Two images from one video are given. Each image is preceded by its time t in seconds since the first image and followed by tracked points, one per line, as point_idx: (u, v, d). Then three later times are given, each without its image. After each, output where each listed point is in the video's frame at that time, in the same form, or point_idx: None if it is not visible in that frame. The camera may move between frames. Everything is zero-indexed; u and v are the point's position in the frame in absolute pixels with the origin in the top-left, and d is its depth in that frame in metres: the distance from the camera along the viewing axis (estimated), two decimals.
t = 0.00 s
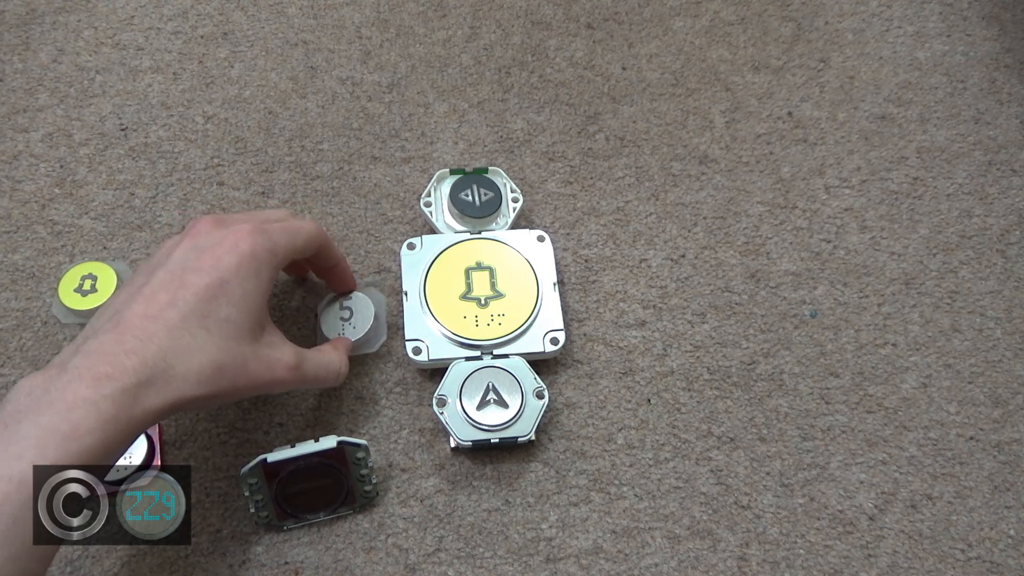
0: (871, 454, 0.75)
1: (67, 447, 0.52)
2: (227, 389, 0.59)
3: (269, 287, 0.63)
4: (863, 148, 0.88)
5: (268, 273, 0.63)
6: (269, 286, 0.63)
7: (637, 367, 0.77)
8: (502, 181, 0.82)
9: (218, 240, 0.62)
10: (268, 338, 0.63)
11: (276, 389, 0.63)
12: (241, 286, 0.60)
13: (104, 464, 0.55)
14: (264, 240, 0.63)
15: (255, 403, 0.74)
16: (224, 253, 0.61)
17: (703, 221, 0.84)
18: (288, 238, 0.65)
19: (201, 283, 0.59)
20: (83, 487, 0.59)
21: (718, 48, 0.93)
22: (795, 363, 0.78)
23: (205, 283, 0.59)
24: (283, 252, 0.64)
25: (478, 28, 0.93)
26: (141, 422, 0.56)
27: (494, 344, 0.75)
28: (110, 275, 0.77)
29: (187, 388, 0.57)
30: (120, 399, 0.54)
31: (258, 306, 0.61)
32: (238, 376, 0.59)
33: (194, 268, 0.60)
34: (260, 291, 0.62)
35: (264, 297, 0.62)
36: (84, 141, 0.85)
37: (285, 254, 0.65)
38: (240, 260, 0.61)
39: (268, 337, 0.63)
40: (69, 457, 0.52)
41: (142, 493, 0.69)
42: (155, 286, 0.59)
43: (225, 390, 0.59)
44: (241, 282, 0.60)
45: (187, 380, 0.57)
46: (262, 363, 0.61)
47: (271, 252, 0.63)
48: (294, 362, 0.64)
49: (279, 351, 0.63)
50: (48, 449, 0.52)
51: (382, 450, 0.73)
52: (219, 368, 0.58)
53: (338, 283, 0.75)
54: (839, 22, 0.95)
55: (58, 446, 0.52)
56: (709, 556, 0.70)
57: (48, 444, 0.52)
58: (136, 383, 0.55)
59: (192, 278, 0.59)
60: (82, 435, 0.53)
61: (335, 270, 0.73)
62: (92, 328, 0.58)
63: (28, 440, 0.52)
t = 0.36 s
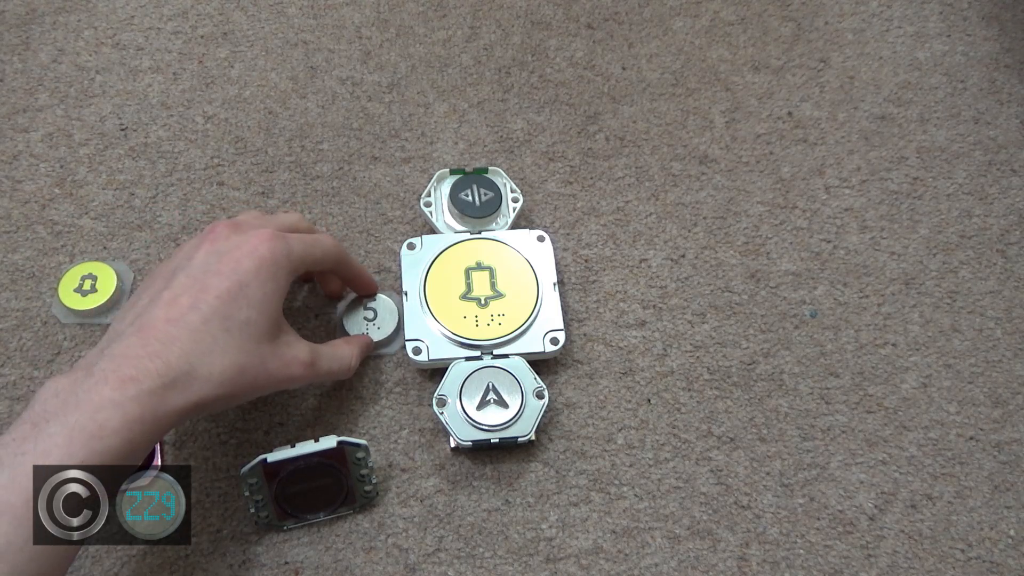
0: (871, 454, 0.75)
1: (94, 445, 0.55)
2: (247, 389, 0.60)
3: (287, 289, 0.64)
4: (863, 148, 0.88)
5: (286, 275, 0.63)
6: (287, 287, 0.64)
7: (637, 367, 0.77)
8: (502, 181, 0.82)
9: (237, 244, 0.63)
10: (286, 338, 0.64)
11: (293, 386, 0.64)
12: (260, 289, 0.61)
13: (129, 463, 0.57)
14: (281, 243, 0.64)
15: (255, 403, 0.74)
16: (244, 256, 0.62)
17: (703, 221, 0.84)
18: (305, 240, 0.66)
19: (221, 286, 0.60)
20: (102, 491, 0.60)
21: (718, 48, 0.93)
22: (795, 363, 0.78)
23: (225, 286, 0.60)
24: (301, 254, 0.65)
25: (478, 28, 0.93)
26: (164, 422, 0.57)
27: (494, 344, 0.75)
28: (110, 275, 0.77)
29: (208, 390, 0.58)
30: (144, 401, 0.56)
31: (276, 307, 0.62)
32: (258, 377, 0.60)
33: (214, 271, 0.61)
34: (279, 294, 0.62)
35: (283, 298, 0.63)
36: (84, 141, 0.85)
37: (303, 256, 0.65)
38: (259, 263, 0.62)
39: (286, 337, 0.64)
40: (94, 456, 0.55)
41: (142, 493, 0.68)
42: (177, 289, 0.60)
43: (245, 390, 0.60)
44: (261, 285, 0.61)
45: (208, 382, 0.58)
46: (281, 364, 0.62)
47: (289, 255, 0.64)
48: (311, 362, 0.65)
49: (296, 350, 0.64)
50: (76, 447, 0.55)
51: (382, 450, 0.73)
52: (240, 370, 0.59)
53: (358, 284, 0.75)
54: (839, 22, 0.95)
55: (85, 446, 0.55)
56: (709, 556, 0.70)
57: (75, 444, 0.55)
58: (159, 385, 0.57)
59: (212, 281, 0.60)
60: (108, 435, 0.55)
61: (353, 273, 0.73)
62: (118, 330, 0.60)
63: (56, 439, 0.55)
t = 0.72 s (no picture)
0: (871, 454, 0.75)
1: (99, 444, 0.55)
2: (252, 386, 0.61)
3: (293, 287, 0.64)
4: (863, 148, 0.88)
5: (292, 273, 0.63)
6: (292, 285, 0.64)
7: (637, 367, 0.77)
8: (502, 181, 0.82)
9: (242, 243, 0.63)
10: (291, 335, 0.64)
11: (298, 383, 0.65)
12: (265, 287, 0.61)
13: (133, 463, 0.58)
14: (286, 241, 0.63)
15: (255, 403, 0.74)
16: (249, 255, 0.62)
17: (703, 221, 0.84)
18: (310, 238, 0.66)
19: (226, 285, 0.60)
20: (102, 491, 0.59)
21: (718, 48, 0.93)
22: (795, 363, 0.78)
23: (230, 285, 0.60)
24: (306, 253, 0.65)
25: (478, 28, 0.93)
26: (169, 421, 0.58)
27: (494, 344, 0.74)
28: (110, 275, 0.78)
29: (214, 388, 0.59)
30: (150, 399, 0.57)
31: (281, 306, 0.62)
32: (263, 374, 0.61)
33: (219, 271, 0.61)
34: (284, 292, 0.62)
35: (288, 296, 0.63)
36: (84, 141, 0.85)
37: (309, 254, 0.65)
38: (264, 262, 0.62)
39: (290, 334, 0.64)
40: (98, 455, 0.55)
41: (142, 493, 0.69)
42: (182, 289, 0.61)
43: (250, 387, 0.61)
44: (266, 284, 0.61)
45: (213, 380, 0.58)
46: (285, 360, 0.62)
47: (295, 254, 0.64)
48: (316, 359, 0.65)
49: (301, 347, 0.64)
50: (81, 445, 0.55)
51: (382, 450, 0.73)
52: (245, 367, 0.59)
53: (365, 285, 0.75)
54: (839, 22, 0.95)
55: (90, 444, 0.55)
56: (710, 556, 0.70)
57: (80, 442, 0.55)
58: (165, 384, 0.57)
59: (217, 281, 0.60)
60: (114, 434, 0.56)
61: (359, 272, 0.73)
62: (125, 330, 0.61)
63: (61, 438, 0.55)
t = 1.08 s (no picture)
0: (871, 454, 0.75)
1: (102, 444, 0.55)
2: (254, 385, 0.61)
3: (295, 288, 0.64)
4: (863, 148, 0.88)
5: (295, 274, 0.63)
6: (295, 285, 0.64)
7: (637, 367, 0.77)
8: (502, 181, 0.82)
9: (245, 244, 0.63)
10: (293, 335, 0.64)
11: (301, 382, 0.65)
12: (267, 287, 0.61)
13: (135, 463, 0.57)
14: (289, 241, 0.63)
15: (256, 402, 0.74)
16: (251, 256, 0.62)
17: (703, 221, 0.84)
18: (313, 239, 0.66)
19: (228, 286, 0.60)
20: (102, 491, 0.59)
21: (718, 48, 0.93)
22: (795, 363, 0.78)
23: (232, 286, 0.60)
24: (309, 254, 0.65)
25: (478, 28, 0.93)
26: (172, 421, 0.57)
27: (494, 344, 0.75)
28: (110, 275, 0.78)
29: (217, 388, 0.58)
30: (153, 399, 0.57)
31: (284, 306, 0.62)
32: (266, 373, 0.61)
33: (222, 271, 0.61)
34: (287, 293, 0.62)
35: (291, 296, 0.63)
36: (84, 141, 0.85)
37: (311, 256, 0.65)
38: (267, 262, 0.61)
39: (293, 334, 0.64)
40: (101, 454, 0.55)
41: (142, 493, 0.69)
42: (185, 290, 0.61)
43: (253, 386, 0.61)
44: (269, 285, 0.61)
45: (216, 380, 0.58)
46: (288, 360, 0.62)
47: (297, 255, 0.64)
48: (318, 359, 0.65)
49: (304, 347, 0.64)
50: (84, 445, 0.55)
51: (383, 450, 0.73)
52: (248, 367, 0.59)
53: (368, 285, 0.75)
54: (839, 22, 0.95)
55: (93, 444, 0.55)
56: (709, 556, 0.70)
57: (83, 441, 0.55)
58: (168, 384, 0.57)
59: (220, 281, 0.60)
60: (117, 434, 0.55)
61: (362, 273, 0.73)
62: (129, 331, 0.61)
63: (64, 438, 0.55)
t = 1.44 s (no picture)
0: (871, 454, 0.75)
1: (108, 441, 0.55)
2: (261, 383, 0.61)
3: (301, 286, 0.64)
4: (863, 148, 0.88)
5: (301, 272, 0.63)
6: (301, 284, 0.64)
7: (637, 367, 0.77)
8: (502, 181, 0.82)
9: (251, 243, 0.63)
10: (299, 334, 0.64)
11: (306, 380, 0.65)
12: (274, 285, 0.61)
13: (141, 461, 0.57)
14: (295, 240, 0.64)
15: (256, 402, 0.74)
16: (258, 254, 0.62)
17: (703, 221, 0.84)
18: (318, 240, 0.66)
19: (235, 284, 0.60)
20: (103, 492, 0.59)
21: (718, 48, 0.93)
22: (795, 363, 0.78)
23: (239, 284, 0.60)
24: (315, 253, 0.65)
25: (478, 28, 0.93)
26: (178, 418, 0.57)
27: (494, 344, 0.74)
28: (110, 275, 0.78)
29: (223, 385, 0.58)
30: (159, 397, 0.57)
31: (290, 304, 0.62)
32: (273, 371, 0.61)
33: (228, 269, 0.61)
34: (293, 291, 0.63)
35: (296, 295, 0.63)
36: (84, 141, 0.85)
37: (318, 255, 0.65)
38: (273, 261, 0.62)
39: (299, 333, 0.64)
40: (107, 451, 0.55)
41: (142, 493, 0.68)
42: (192, 288, 0.61)
43: (259, 384, 0.61)
44: (276, 282, 0.61)
45: (223, 377, 0.58)
46: (294, 358, 0.62)
47: (303, 253, 0.64)
48: (324, 357, 0.65)
49: (309, 345, 0.64)
50: (90, 442, 0.55)
51: (382, 450, 0.73)
52: (255, 364, 0.60)
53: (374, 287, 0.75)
54: (839, 22, 0.95)
55: (100, 441, 0.55)
56: (709, 556, 0.70)
57: (89, 438, 0.55)
58: (174, 382, 0.57)
59: (227, 279, 0.61)
60: (124, 431, 0.55)
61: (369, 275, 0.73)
62: (136, 329, 0.61)
63: (71, 435, 0.55)
